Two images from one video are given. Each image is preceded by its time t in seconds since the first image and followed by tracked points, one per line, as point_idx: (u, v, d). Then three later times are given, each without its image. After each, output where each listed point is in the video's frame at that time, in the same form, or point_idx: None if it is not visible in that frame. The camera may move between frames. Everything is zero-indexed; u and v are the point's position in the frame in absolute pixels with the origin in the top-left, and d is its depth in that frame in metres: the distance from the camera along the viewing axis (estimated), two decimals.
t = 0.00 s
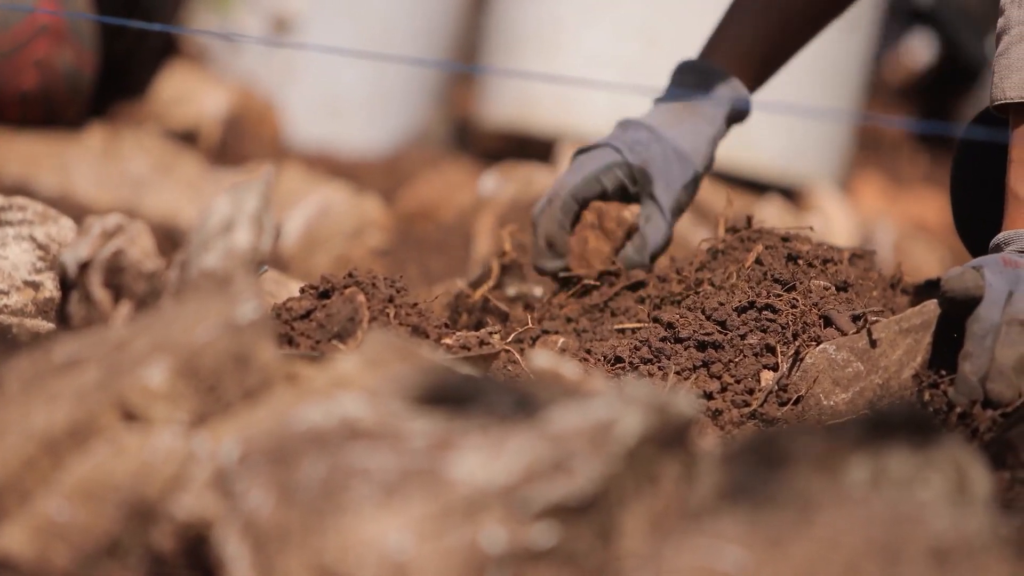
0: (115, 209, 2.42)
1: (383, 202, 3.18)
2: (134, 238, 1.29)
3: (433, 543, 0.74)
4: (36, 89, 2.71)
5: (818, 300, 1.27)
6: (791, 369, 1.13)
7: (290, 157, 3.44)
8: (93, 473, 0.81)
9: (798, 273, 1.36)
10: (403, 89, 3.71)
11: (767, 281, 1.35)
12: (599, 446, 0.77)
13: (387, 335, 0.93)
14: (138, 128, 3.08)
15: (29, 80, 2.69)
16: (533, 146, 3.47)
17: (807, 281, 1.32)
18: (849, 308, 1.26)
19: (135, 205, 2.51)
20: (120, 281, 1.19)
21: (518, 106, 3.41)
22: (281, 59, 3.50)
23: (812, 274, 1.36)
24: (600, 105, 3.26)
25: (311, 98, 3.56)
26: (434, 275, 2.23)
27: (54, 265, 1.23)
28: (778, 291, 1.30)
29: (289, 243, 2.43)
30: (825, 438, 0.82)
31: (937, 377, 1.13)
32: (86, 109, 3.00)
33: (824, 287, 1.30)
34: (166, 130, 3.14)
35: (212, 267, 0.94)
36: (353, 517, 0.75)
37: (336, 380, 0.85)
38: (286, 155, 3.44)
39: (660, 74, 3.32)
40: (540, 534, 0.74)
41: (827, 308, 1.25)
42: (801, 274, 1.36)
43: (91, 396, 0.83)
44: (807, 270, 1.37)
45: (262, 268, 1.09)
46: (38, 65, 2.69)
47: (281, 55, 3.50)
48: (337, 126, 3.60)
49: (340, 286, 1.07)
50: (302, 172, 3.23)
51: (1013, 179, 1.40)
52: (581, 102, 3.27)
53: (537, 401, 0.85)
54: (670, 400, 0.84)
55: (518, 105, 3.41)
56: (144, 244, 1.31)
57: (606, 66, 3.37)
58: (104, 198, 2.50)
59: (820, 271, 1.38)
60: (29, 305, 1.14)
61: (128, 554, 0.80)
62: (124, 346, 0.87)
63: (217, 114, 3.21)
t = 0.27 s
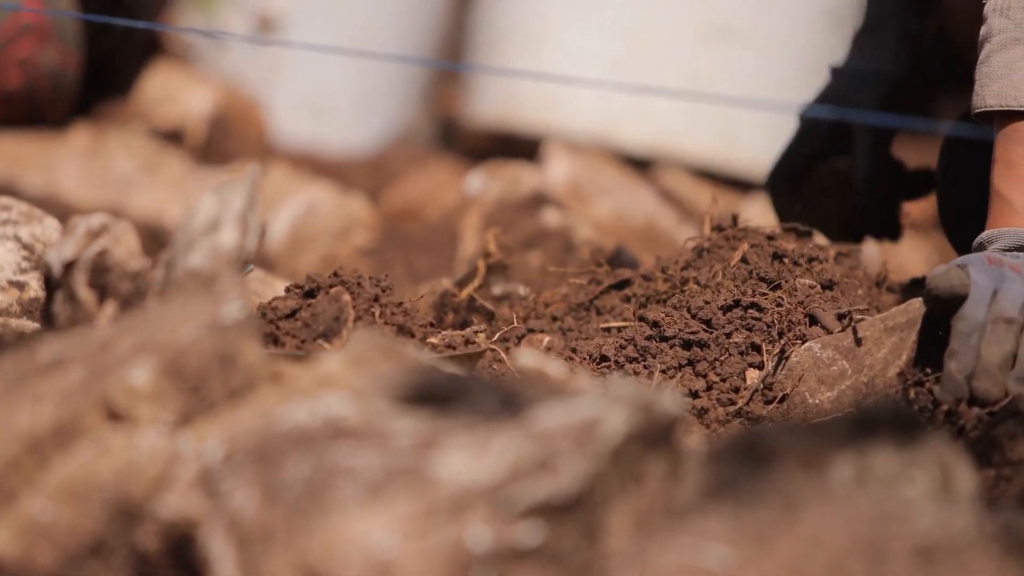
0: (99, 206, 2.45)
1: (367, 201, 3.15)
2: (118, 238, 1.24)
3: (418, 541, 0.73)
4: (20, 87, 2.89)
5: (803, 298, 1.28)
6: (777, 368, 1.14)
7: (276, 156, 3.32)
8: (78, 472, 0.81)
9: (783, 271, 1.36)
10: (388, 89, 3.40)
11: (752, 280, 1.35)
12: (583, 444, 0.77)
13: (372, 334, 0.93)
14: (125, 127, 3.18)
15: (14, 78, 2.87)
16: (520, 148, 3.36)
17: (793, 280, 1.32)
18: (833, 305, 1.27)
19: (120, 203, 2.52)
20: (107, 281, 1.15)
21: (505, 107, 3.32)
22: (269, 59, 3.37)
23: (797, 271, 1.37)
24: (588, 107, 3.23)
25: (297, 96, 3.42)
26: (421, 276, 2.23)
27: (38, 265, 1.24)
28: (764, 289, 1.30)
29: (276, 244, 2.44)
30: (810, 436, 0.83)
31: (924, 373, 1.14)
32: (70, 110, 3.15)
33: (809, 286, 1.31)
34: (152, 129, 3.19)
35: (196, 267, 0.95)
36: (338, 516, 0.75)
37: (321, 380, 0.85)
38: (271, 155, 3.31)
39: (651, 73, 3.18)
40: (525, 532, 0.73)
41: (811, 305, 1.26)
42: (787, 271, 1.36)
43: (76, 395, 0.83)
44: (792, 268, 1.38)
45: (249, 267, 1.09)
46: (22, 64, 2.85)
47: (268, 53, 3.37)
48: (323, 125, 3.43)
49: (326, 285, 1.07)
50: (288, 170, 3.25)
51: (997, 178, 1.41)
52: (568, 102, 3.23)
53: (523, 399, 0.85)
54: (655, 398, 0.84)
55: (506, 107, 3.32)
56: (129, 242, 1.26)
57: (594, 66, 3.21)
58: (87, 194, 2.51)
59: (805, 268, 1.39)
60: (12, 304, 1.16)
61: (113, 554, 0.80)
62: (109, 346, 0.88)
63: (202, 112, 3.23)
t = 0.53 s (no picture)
0: (89, 206, 2.42)
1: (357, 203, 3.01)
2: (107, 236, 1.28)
3: (408, 541, 0.73)
4: (8, 91, 2.68)
5: (793, 297, 1.28)
6: (767, 367, 1.15)
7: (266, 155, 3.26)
8: (67, 472, 0.81)
9: (773, 271, 1.37)
10: (377, 88, 3.48)
11: (742, 280, 1.35)
12: (574, 443, 0.77)
13: (362, 333, 0.93)
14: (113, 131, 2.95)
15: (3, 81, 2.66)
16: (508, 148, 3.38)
17: (782, 278, 1.33)
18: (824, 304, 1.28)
19: (110, 202, 2.48)
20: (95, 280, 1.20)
21: (491, 107, 3.33)
22: (259, 59, 3.36)
23: (788, 270, 1.38)
24: (581, 103, 3.21)
25: (285, 95, 3.40)
26: (411, 274, 2.23)
27: (29, 266, 1.21)
28: (754, 288, 1.31)
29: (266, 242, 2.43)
30: (800, 435, 0.83)
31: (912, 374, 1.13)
32: (59, 109, 2.92)
33: (799, 284, 1.32)
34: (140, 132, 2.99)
35: (185, 267, 0.96)
36: (329, 515, 0.75)
37: (311, 379, 0.85)
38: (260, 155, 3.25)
39: (646, 73, 3.17)
40: (515, 531, 0.73)
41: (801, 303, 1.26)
42: (778, 270, 1.37)
43: (67, 396, 0.83)
44: (783, 267, 1.39)
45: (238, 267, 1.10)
46: (14, 64, 2.65)
47: (257, 54, 3.36)
48: (313, 125, 3.42)
49: (315, 285, 1.08)
50: (279, 166, 3.18)
51: (999, 179, 1.37)
52: (558, 99, 3.21)
53: (512, 398, 0.85)
54: (645, 397, 0.84)
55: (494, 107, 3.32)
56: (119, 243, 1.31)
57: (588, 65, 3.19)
58: (76, 196, 2.46)
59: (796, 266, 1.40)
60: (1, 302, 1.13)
61: (104, 553, 0.80)
62: (99, 346, 0.88)
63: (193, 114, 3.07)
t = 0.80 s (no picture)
0: (79, 207, 2.43)
1: (348, 202, 3.02)
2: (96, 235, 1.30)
3: (398, 540, 0.73)
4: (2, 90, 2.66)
5: (784, 295, 1.29)
6: (757, 367, 1.16)
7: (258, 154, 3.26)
8: (58, 472, 0.81)
9: (764, 269, 1.37)
10: (372, 86, 3.44)
11: (733, 278, 1.36)
12: (564, 444, 0.77)
13: (353, 333, 0.93)
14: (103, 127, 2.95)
15: None
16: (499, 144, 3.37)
17: (773, 277, 1.33)
18: (814, 302, 1.29)
19: (101, 203, 2.48)
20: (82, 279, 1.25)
21: (483, 105, 3.32)
22: (248, 58, 3.32)
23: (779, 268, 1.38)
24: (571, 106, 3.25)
25: (275, 92, 3.39)
26: (403, 274, 2.23)
27: (21, 264, 1.20)
28: (745, 286, 1.32)
29: (256, 242, 2.43)
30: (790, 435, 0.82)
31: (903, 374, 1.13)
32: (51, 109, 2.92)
33: (790, 283, 1.32)
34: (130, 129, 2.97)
35: (174, 266, 0.96)
36: (319, 515, 0.75)
37: (301, 378, 0.85)
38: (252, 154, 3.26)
39: (637, 72, 3.18)
40: (506, 531, 0.73)
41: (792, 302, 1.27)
42: (769, 268, 1.38)
43: (57, 396, 0.83)
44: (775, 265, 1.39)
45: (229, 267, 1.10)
46: (4, 66, 2.62)
47: (247, 53, 3.32)
48: (302, 124, 3.42)
49: (306, 284, 1.08)
50: (269, 165, 3.18)
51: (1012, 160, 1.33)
52: (550, 100, 3.25)
53: (503, 398, 0.85)
54: (636, 397, 0.84)
55: (484, 105, 3.32)
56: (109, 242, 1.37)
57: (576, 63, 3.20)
58: (67, 195, 2.47)
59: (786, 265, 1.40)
60: None
61: (94, 553, 0.80)
62: (89, 345, 0.88)
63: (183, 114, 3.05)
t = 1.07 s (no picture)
0: (77, 207, 2.43)
1: (344, 201, 3.02)
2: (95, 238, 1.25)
3: (396, 541, 0.73)
4: None
5: (780, 297, 1.31)
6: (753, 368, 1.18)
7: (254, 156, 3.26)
8: (56, 473, 0.81)
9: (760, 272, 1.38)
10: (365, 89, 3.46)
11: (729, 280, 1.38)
12: (561, 445, 0.77)
13: (350, 333, 0.94)
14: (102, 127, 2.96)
15: None
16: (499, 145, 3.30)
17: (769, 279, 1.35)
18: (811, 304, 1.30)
19: (98, 203, 2.48)
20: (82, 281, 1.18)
21: (480, 107, 3.26)
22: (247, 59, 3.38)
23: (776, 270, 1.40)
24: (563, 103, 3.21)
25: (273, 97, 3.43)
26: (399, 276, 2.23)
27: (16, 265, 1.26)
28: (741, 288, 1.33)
29: (253, 243, 2.42)
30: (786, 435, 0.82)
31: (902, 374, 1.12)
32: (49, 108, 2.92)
33: (786, 286, 1.34)
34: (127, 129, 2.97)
35: (172, 267, 0.96)
36: (316, 516, 0.75)
37: (299, 379, 0.85)
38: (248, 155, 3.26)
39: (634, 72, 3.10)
40: (504, 532, 0.73)
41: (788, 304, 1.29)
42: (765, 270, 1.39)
43: (55, 397, 0.83)
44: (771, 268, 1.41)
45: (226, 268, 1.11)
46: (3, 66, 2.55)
47: (246, 53, 3.39)
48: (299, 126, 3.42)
49: (303, 286, 1.08)
50: (267, 167, 3.17)
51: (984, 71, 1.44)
52: (543, 99, 3.22)
53: (501, 400, 0.85)
54: (632, 399, 0.84)
55: (481, 105, 3.25)
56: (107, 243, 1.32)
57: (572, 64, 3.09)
58: (65, 195, 2.47)
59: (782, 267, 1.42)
60: None
61: (92, 554, 0.80)
62: (86, 346, 0.88)
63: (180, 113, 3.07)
